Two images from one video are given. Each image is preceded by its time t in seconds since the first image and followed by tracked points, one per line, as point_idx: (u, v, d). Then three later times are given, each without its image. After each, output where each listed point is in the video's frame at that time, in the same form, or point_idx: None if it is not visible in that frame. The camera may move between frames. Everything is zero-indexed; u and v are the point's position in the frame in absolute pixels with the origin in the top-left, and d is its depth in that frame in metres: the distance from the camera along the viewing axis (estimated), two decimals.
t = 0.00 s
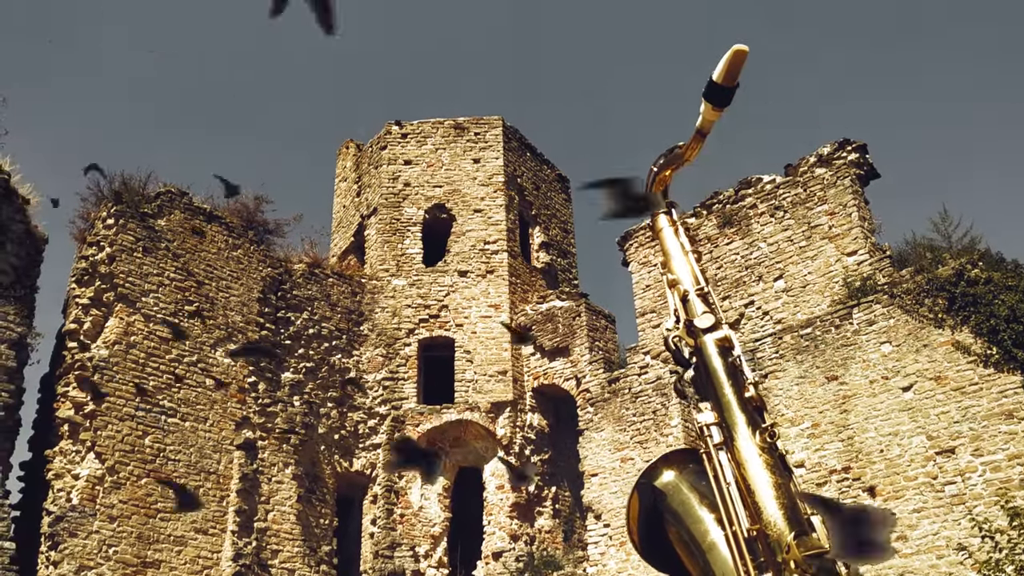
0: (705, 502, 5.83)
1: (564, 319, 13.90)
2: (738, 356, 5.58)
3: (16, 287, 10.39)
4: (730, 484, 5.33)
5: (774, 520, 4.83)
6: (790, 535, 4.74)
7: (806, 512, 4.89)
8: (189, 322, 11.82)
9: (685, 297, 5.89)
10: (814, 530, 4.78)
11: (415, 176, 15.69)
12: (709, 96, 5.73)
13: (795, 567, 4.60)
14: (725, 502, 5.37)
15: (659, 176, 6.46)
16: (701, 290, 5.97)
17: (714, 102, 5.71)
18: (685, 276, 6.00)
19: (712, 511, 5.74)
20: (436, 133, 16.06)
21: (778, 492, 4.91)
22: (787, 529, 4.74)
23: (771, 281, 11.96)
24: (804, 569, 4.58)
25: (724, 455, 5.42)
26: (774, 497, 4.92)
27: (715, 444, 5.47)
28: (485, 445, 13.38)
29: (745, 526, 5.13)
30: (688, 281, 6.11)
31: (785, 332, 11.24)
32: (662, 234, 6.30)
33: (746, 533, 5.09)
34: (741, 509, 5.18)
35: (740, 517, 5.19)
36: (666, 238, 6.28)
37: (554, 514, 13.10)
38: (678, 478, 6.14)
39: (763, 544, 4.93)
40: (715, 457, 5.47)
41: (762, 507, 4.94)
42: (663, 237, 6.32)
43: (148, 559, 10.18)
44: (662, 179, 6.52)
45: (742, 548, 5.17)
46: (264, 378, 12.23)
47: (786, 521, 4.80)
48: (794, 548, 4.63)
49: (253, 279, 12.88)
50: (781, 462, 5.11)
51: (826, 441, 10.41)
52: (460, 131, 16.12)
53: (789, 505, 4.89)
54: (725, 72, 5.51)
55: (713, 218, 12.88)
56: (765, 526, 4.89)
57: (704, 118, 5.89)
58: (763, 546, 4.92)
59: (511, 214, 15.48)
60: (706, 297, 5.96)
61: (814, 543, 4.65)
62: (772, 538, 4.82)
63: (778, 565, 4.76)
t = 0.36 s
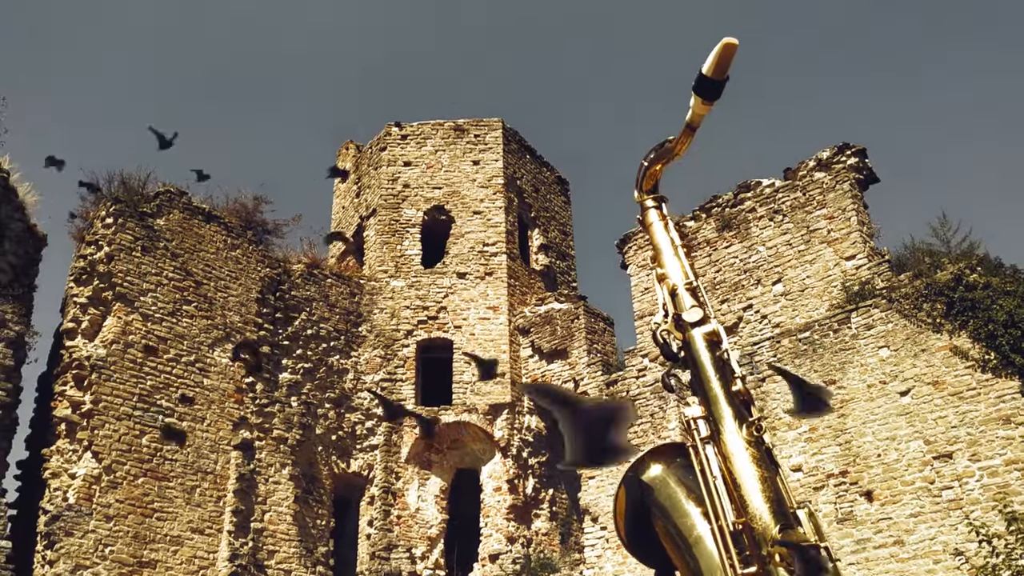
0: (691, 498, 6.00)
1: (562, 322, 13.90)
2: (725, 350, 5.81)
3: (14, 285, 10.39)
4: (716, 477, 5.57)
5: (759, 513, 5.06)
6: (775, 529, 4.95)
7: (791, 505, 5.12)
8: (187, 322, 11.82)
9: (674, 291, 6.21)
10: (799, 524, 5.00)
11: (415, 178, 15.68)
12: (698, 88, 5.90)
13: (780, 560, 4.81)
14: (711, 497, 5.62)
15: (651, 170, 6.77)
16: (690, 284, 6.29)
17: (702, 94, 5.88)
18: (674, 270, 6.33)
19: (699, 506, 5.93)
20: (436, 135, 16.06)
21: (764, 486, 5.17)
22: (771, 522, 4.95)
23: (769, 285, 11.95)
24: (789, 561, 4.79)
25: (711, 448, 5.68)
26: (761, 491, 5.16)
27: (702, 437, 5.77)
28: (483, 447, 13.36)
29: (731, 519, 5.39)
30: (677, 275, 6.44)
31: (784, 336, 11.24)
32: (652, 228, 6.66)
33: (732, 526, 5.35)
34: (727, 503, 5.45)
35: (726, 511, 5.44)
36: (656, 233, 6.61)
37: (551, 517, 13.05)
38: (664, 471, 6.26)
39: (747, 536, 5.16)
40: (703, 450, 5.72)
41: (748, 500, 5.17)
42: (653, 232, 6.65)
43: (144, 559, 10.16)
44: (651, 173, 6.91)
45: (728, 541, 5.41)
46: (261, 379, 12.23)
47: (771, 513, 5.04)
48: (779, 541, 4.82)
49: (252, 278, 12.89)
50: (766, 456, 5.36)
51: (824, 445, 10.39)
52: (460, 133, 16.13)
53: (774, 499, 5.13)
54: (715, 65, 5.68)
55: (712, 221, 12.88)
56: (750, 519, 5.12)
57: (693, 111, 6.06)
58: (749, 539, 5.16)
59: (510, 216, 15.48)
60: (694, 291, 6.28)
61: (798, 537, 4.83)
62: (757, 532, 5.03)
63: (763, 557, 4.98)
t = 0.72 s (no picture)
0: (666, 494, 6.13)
1: (551, 326, 13.90)
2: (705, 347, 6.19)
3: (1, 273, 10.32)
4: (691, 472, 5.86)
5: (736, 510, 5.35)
6: (750, 526, 5.24)
7: (766, 503, 5.43)
8: (175, 316, 11.76)
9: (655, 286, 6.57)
10: (771, 523, 5.35)
11: (407, 178, 15.65)
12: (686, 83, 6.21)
13: (752, 557, 5.13)
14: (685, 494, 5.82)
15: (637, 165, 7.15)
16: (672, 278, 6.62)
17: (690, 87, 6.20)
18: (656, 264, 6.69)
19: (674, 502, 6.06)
20: (430, 136, 16.05)
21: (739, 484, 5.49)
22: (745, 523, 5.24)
23: (758, 295, 11.96)
24: (762, 558, 5.10)
25: (686, 443, 5.99)
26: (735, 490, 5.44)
27: (678, 432, 6.04)
28: (467, 449, 13.27)
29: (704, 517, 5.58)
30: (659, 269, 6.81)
31: (771, 348, 11.25)
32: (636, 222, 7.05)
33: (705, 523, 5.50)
34: (700, 500, 5.64)
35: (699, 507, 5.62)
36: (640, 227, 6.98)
37: (534, 521, 13.00)
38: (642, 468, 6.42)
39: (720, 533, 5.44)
40: (679, 444, 6.02)
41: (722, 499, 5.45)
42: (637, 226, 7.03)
43: (124, 552, 10.07)
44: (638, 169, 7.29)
45: (700, 536, 5.57)
46: (247, 375, 12.18)
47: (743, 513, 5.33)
48: (753, 538, 5.13)
49: (240, 274, 12.85)
50: (741, 454, 5.71)
51: (808, 456, 10.40)
52: (455, 134, 16.13)
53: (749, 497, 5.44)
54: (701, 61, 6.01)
55: (703, 230, 12.91)
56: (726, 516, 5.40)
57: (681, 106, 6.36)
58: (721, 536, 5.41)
59: (502, 219, 15.48)
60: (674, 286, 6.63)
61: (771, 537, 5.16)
62: (732, 528, 5.34)
63: (736, 553, 5.29)
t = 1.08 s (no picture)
0: (647, 493, 6.57)
1: (542, 327, 13.90)
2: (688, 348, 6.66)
3: None
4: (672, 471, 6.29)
5: (716, 510, 5.79)
6: (729, 525, 5.68)
7: (743, 503, 5.88)
8: (166, 309, 11.73)
9: (642, 287, 7.20)
10: (750, 522, 5.73)
11: (402, 176, 15.64)
12: (677, 84, 6.61)
13: (732, 556, 5.50)
14: (667, 494, 6.31)
15: (626, 168, 7.80)
16: (658, 279, 7.28)
17: (680, 88, 6.61)
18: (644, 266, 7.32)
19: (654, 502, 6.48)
20: (425, 134, 16.06)
21: (719, 482, 5.94)
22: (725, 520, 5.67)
23: (749, 300, 11.88)
24: (740, 558, 5.48)
25: (669, 444, 6.41)
26: (717, 489, 5.90)
27: (662, 433, 6.52)
28: (456, 448, 13.28)
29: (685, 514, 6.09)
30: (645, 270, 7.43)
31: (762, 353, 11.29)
32: (625, 225, 7.70)
33: (686, 521, 6.04)
34: (682, 499, 6.14)
35: (680, 507, 6.14)
36: (629, 230, 7.64)
37: (521, 522, 12.90)
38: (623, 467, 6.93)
39: (700, 530, 5.90)
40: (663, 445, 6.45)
41: (704, 497, 5.91)
42: (626, 228, 7.68)
43: (109, 546, 10.02)
44: (627, 169, 7.84)
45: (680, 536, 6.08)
46: (237, 370, 12.16)
47: (724, 510, 5.79)
48: (733, 539, 5.52)
49: (233, 269, 12.83)
50: (723, 453, 6.13)
51: (796, 462, 10.43)
52: (450, 134, 16.15)
53: (728, 497, 5.88)
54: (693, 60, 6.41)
55: (696, 235, 12.93)
56: (706, 515, 5.85)
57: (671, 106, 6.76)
58: (702, 533, 5.87)
59: (496, 220, 15.49)
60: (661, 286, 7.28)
61: (750, 536, 5.52)
62: (712, 527, 5.76)
63: (715, 552, 5.70)
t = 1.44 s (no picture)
0: (636, 495, 7.01)
1: (533, 332, 13.92)
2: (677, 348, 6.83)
3: None
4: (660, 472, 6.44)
5: (704, 511, 5.94)
6: (717, 526, 5.82)
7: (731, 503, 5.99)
8: (156, 304, 11.70)
9: (635, 288, 7.31)
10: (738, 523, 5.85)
11: (396, 177, 15.63)
12: (675, 87, 6.71)
13: (719, 558, 5.67)
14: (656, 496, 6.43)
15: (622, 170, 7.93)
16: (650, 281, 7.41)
17: (678, 91, 6.70)
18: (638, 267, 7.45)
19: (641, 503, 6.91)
20: (421, 136, 16.07)
21: (707, 482, 6.09)
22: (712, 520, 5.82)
23: (741, 309, 11.87)
24: (727, 560, 5.64)
25: (658, 444, 6.58)
26: (704, 489, 6.06)
27: (650, 433, 6.69)
28: (444, 451, 13.27)
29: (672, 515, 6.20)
30: (638, 271, 7.54)
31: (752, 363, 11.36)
32: (619, 226, 7.81)
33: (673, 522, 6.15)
34: (669, 500, 6.26)
35: (668, 508, 6.24)
36: (623, 231, 7.74)
37: (507, 526, 12.91)
38: (612, 468, 7.31)
39: (687, 531, 6.06)
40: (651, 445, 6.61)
41: (692, 497, 6.06)
42: (619, 230, 7.79)
43: (93, 541, 9.94)
44: (622, 170, 7.94)
45: (667, 536, 6.21)
46: (226, 367, 12.13)
47: (711, 510, 5.92)
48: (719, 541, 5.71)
49: (225, 266, 12.82)
50: (711, 455, 6.30)
51: (783, 472, 10.44)
52: (447, 137, 16.20)
53: (716, 497, 6.02)
54: (692, 63, 6.54)
55: (689, 243, 12.95)
56: (693, 516, 6.00)
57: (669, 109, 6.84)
58: (688, 534, 6.04)
59: (490, 224, 15.54)
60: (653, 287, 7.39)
61: (737, 538, 5.74)
62: (698, 528, 5.93)
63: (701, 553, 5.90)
